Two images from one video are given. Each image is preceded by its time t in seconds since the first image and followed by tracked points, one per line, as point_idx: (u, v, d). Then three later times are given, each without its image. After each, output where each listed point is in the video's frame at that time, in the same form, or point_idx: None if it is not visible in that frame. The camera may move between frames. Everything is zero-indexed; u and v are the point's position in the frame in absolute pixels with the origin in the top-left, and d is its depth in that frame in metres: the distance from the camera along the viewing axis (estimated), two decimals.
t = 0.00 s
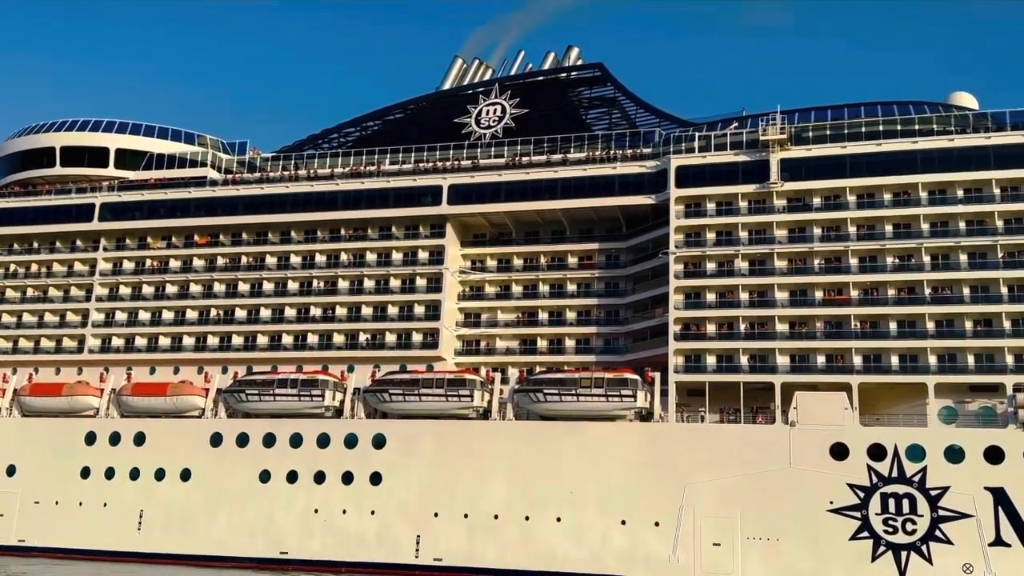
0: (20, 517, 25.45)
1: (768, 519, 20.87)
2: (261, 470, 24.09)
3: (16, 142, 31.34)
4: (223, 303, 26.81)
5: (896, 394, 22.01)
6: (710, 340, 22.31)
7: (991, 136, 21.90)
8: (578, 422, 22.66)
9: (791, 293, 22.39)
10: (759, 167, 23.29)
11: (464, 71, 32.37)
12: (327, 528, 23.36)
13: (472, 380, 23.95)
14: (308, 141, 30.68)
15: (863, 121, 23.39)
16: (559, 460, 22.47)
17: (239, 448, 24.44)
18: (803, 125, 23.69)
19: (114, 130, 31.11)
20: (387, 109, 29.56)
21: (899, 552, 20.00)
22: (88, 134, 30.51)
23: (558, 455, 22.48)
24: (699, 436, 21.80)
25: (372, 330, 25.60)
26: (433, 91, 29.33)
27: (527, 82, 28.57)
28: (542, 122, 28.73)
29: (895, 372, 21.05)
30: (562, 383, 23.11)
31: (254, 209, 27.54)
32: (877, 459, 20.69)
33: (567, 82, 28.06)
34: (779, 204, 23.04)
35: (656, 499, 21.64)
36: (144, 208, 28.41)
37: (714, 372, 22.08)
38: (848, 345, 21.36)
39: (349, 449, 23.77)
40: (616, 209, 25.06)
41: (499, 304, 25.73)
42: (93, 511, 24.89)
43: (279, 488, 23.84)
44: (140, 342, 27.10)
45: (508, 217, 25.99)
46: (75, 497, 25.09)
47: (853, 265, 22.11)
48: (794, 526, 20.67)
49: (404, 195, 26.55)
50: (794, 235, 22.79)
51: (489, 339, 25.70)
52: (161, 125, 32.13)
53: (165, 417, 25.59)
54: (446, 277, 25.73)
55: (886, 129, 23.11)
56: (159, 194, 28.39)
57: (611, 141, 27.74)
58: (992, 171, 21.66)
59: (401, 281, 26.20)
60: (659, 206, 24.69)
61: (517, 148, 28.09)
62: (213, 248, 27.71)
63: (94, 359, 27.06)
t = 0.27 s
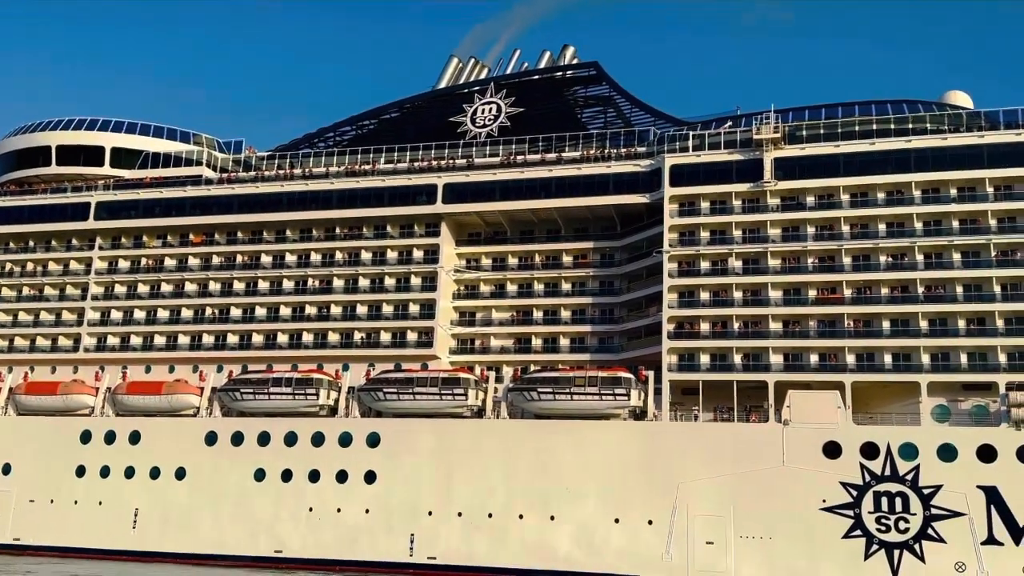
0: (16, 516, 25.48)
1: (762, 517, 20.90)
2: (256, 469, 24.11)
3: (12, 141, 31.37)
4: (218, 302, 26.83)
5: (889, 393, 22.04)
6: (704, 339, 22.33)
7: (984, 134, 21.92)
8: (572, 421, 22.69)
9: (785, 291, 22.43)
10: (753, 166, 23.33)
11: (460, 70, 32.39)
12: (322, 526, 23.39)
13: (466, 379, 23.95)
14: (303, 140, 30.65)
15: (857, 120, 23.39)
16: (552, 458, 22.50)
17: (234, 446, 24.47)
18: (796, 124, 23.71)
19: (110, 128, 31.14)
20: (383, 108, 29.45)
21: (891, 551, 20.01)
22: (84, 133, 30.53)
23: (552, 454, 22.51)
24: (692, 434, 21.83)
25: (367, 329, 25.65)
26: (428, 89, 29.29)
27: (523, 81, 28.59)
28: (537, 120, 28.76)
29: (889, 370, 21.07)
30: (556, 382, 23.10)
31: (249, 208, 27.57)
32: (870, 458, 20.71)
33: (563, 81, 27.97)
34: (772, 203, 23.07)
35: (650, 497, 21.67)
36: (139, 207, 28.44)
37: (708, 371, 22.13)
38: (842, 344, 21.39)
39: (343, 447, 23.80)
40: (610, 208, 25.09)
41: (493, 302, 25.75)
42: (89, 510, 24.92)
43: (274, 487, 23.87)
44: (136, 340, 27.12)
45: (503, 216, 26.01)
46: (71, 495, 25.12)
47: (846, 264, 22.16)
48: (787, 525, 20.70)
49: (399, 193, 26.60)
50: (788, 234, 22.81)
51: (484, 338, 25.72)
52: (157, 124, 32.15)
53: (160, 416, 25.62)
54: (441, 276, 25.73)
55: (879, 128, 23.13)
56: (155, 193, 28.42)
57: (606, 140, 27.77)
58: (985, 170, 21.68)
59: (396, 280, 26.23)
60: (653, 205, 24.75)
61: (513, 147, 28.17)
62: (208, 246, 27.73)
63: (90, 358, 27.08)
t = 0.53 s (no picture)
0: (11, 514, 25.52)
1: (754, 515, 20.93)
2: (250, 467, 24.14)
3: (7, 139, 31.40)
4: (213, 300, 26.86)
5: (881, 391, 22.07)
6: (697, 337, 22.36)
7: (977, 133, 21.94)
8: (565, 419, 22.71)
9: (777, 289, 22.46)
10: (746, 165, 23.37)
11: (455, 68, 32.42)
12: (315, 524, 23.42)
13: (460, 377, 23.99)
14: (299, 138, 30.69)
15: (850, 118, 23.43)
16: (545, 457, 22.52)
17: (228, 445, 24.50)
18: (789, 123, 23.76)
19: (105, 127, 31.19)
20: (378, 106, 29.63)
21: (883, 549, 20.03)
22: (79, 131, 30.57)
23: (545, 452, 22.52)
24: (684, 433, 21.85)
25: (361, 327, 25.68)
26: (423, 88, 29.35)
27: (517, 80, 28.62)
28: (532, 119, 28.77)
29: (881, 369, 21.08)
30: (549, 380, 23.13)
31: (244, 206, 27.61)
32: (862, 456, 20.73)
33: (558, 79, 28.04)
34: (765, 202, 23.10)
35: (642, 495, 21.69)
36: (134, 206, 28.48)
37: (701, 369, 22.13)
38: (834, 342, 21.42)
39: (337, 446, 23.82)
40: (604, 206, 25.12)
41: (488, 301, 25.77)
42: (83, 508, 24.96)
43: (267, 485, 23.89)
44: (131, 339, 27.14)
45: (497, 214, 26.03)
46: (65, 493, 25.16)
47: (839, 262, 22.19)
48: (780, 523, 20.73)
49: (393, 192, 26.63)
50: (781, 232, 22.84)
51: (478, 336, 25.73)
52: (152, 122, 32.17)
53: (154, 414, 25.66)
54: (435, 274, 25.75)
55: (872, 127, 23.16)
56: (149, 192, 28.48)
57: (601, 138, 27.80)
58: (978, 168, 21.68)
59: (390, 279, 26.24)
60: (647, 204, 24.76)
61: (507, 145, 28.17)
62: (203, 245, 27.76)
63: (85, 356, 27.11)
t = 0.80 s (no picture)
0: (7, 512, 25.58)
1: (748, 514, 20.95)
2: (245, 466, 24.17)
3: (4, 139, 31.43)
4: (209, 299, 26.89)
5: (875, 389, 22.11)
6: (691, 336, 22.40)
7: (971, 131, 21.95)
8: (560, 418, 22.73)
9: (772, 288, 22.48)
10: (740, 163, 23.40)
11: (452, 67, 32.46)
12: (311, 523, 23.46)
13: (455, 375, 24.02)
14: (296, 137, 30.72)
15: (844, 116, 23.46)
16: (540, 455, 22.54)
17: (224, 443, 24.52)
18: (783, 122, 23.79)
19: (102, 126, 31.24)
20: (375, 106, 29.68)
21: (876, 547, 20.05)
22: (75, 131, 30.61)
23: (540, 451, 22.54)
24: (679, 431, 21.87)
25: (357, 326, 25.71)
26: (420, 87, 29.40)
27: (514, 79, 28.66)
28: (528, 118, 28.79)
29: (874, 367, 21.12)
30: (544, 379, 23.16)
31: (240, 205, 27.67)
32: (856, 454, 20.75)
33: (554, 78, 28.09)
34: (760, 200, 23.13)
35: (637, 494, 21.71)
36: (130, 205, 28.51)
37: (695, 368, 22.13)
38: (828, 340, 21.46)
39: (333, 444, 23.84)
40: (599, 205, 25.15)
41: (483, 300, 25.80)
42: (80, 506, 25.00)
43: (263, 483, 23.93)
44: (127, 338, 27.17)
45: (492, 213, 26.06)
46: (62, 492, 25.20)
47: (833, 260, 22.20)
48: (774, 521, 20.75)
49: (389, 191, 26.65)
50: (775, 231, 22.85)
51: (474, 335, 25.74)
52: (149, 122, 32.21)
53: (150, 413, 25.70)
54: (431, 273, 25.78)
55: (867, 125, 23.20)
56: (146, 191, 28.53)
57: (596, 137, 27.84)
58: (972, 166, 21.68)
59: (386, 277, 26.25)
60: (642, 202, 24.76)
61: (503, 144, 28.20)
62: (199, 244, 27.77)
63: (82, 355, 27.15)
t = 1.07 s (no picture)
0: (6, 510, 25.65)
1: (743, 511, 20.97)
2: (242, 464, 24.21)
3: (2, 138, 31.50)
4: (206, 298, 26.94)
5: (870, 387, 22.12)
6: (686, 334, 22.43)
7: (966, 129, 21.97)
8: (556, 416, 22.75)
9: (767, 286, 22.50)
10: (736, 162, 23.44)
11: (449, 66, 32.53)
12: (307, 521, 23.51)
13: (450, 374, 24.04)
14: (293, 136, 30.75)
15: (839, 114, 23.50)
16: (536, 453, 22.56)
17: (220, 441, 24.55)
18: (778, 121, 23.84)
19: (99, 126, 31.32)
20: (372, 104, 29.69)
21: (871, 544, 20.07)
22: (73, 130, 30.67)
23: (536, 449, 22.56)
24: (674, 429, 21.86)
25: (354, 324, 25.74)
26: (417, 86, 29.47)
27: (510, 77, 28.71)
28: (525, 116, 28.81)
29: (869, 365, 21.14)
30: (539, 377, 23.19)
31: (237, 204, 27.73)
32: (850, 452, 20.76)
33: (551, 76, 28.15)
34: (755, 198, 23.16)
35: (632, 491, 21.73)
36: (127, 204, 28.56)
37: (690, 366, 22.15)
38: (822, 338, 21.51)
39: (329, 443, 23.86)
40: (595, 203, 25.17)
41: (480, 298, 25.83)
42: (77, 505, 25.07)
43: (260, 482, 23.98)
44: (124, 337, 27.21)
45: (488, 211, 26.10)
46: (60, 490, 25.26)
47: (828, 258, 22.19)
48: (768, 519, 20.78)
49: (385, 189, 26.65)
50: (770, 229, 22.86)
51: (470, 334, 25.77)
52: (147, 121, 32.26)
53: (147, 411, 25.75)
54: (427, 272, 25.81)
55: (861, 124, 23.24)
56: (143, 190, 28.60)
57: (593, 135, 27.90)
58: (967, 164, 21.71)
59: (383, 276, 26.27)
60: (637, 201, 24.74)
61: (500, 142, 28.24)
62: (196, 242, 27.82)
63: (80, 354, 27.21)
